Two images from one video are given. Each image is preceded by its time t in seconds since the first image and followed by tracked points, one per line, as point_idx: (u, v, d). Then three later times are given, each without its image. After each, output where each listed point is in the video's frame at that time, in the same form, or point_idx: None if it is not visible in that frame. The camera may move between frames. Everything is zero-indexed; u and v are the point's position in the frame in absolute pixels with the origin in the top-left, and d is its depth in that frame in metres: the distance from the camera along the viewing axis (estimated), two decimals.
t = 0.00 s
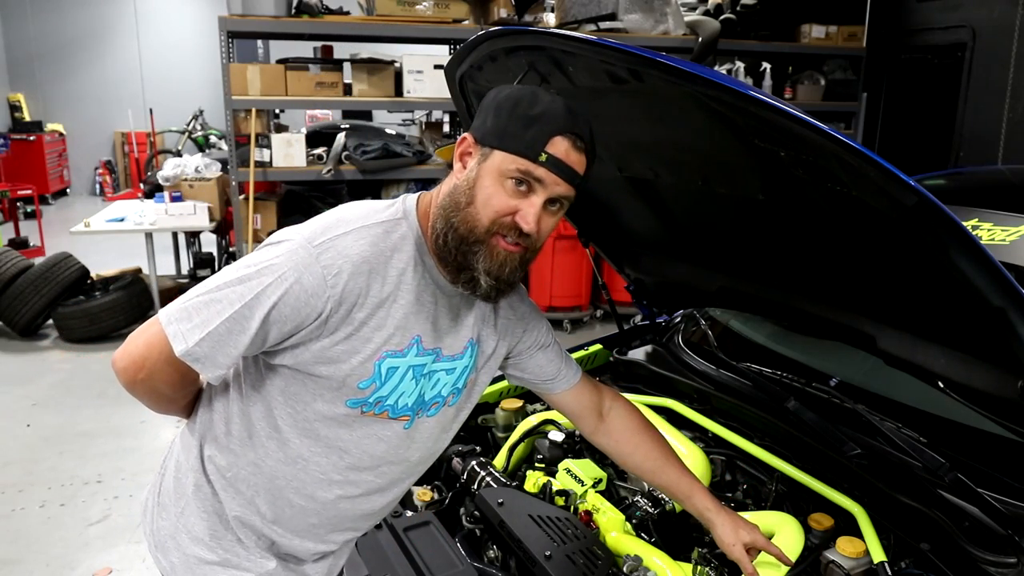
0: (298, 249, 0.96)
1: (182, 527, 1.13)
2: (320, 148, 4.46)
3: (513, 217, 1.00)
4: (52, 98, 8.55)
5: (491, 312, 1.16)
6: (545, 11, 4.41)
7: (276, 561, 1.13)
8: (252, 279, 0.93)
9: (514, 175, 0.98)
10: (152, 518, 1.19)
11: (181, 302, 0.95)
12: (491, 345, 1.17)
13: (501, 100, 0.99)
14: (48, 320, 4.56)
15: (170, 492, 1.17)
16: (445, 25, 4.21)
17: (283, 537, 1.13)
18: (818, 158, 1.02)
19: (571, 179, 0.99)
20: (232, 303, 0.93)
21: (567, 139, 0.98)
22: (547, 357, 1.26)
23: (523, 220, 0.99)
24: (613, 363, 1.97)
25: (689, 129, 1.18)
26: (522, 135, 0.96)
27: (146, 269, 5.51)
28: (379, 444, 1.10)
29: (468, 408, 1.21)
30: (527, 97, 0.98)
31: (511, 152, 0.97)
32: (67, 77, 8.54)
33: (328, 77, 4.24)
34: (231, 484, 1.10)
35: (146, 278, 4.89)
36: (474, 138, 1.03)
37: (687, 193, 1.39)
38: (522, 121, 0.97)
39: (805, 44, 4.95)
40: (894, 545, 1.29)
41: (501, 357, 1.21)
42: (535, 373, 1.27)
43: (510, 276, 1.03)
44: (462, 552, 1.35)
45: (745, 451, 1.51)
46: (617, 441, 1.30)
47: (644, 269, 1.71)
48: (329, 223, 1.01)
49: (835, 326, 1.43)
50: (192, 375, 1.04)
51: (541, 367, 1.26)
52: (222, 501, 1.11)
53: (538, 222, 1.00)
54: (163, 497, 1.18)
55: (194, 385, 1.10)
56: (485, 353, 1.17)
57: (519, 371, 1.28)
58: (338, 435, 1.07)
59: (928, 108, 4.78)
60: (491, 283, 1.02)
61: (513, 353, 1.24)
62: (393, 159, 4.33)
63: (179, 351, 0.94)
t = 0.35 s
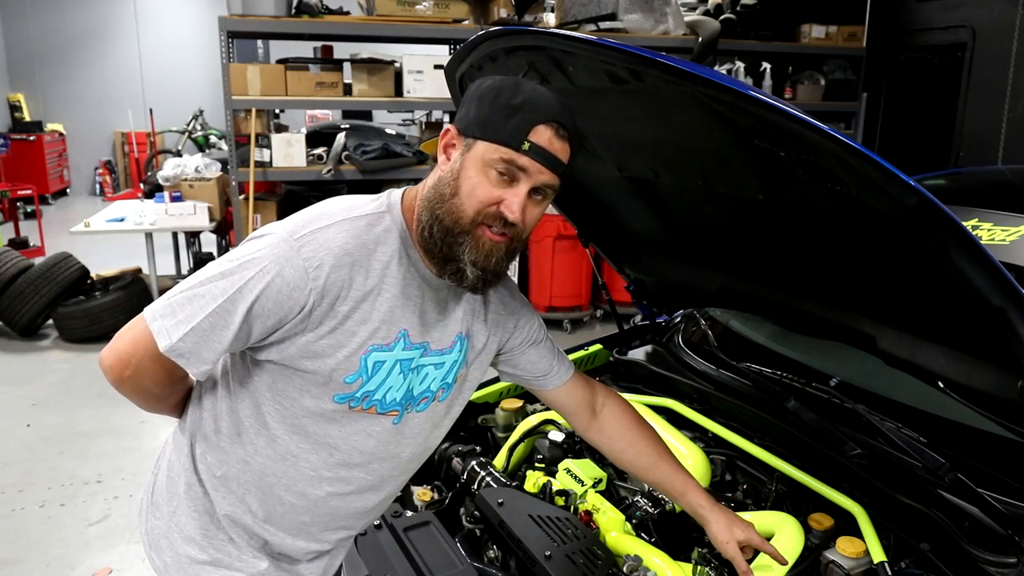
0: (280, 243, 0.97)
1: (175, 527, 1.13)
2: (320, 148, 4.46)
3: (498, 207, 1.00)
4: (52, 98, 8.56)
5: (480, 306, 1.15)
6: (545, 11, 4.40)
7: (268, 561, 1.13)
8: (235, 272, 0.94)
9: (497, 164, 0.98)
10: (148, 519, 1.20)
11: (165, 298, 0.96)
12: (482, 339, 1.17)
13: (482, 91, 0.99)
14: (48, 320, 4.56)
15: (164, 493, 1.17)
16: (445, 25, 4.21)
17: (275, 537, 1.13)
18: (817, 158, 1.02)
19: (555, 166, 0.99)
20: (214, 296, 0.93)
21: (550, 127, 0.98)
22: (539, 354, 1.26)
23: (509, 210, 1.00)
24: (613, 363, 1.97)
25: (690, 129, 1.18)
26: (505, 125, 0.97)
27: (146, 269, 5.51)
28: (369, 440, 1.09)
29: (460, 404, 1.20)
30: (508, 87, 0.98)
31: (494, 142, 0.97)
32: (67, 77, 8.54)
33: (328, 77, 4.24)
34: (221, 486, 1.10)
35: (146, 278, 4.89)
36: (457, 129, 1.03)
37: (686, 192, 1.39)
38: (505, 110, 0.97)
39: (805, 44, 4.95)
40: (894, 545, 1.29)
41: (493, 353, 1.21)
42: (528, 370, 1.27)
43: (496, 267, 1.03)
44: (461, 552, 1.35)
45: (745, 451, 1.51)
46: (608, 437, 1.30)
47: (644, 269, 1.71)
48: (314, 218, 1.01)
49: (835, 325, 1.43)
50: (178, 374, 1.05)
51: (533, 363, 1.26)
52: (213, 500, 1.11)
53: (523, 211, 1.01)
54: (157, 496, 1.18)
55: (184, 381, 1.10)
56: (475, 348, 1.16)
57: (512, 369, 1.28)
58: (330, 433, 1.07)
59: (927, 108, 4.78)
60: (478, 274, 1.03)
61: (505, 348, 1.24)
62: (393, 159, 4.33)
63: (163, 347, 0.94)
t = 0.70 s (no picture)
0: (271, 240, 0.97)
1: (172, 526, 1.14)
2: (320, 148, 4.46)
3: (491, 202, 1.00)
4: (52, 98, 8.55)
5: (476, 304, 1.15)
6: (545, 11, 4.40)
7: (265, 561, 1.13)
8: (225, 270, 0.94)
9: (489, 159, 0.98)
10: (146, 518, 1.20)
11: (157, 297, 0.96)
12: (479, 336, 1.17)
13: (473, 86, 0.99)
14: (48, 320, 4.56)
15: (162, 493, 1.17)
16: (444, 25, 4.21)
17: (272, 535, 1.13)
18: (818, 158, 1.02)
19: (547, 159, 0.99)
20: (205, 294, 0.93)
21: (541, 122, 0.98)
22: (535, 351, 1.26)
23: (501, 205, 1.00)
24: (613, 363, 1.97)
25: (689, 129, 1.18)
26: (495, 119, 0.97)
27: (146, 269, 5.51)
28: (365, 439, 1.09)
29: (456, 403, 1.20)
30: (499, 82, 0.98)
31: (486, 137, 0.97)
32: (67, 77, 8.53)
33: (328, 77, 4.24)
34: (218, 485, 1.10)
35: (146, 278, 4.89)
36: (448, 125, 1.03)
37: (685, 191, 1.38)
38: (496, 105, 0.97)
39: (805, 44, 4.95)
40: (894, 545, 1.29)
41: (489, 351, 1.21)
42: (524, 368, 1.27)
43: (489, 264, 1.03)
44: (460, 552, 1.35)
45: (745, 451, 1.51)
46: (604, 433, 1.30)
47: (644, 269, 1.71)
48: (304, 215, 1.01)
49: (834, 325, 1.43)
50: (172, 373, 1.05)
51: (529, 361, 1.26)
52: (209, 499, 1.11)
53: (515, 205, 1.01)
54: (155, 495, 1.19)
55: (178, 380, 1.11)
56: (472, 345, 1.16)
57: (508, 367, 1.28)
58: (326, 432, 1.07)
59: (928, 108, 4.78)
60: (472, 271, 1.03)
61: (501, 346, 1.24)
62: (393, 159, 4.33)
63: (155, 345, 0.94)
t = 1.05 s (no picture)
0: (265, 238, 0.97)
1: (172, 525, 1.14)
2: (320, 148, 4.46)
3: (485, 199, 1.00)
4: (52, 98, 8.55)
5: (473, 300, 1.16)
6: (545, 11, 4.40)
7: (265, 559, 1.13)
8: (219, 268, 0.94)
9: (483, 156, 0.98)
10: (145, 517, 1.20)
11: (153, 296, 0.96)
12: (476, 332, 1.17)
13: (468, 83, 0.99)
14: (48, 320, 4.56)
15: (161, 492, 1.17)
16: (444, 25, 4.21)
17: (271, 533, 1.13)
18: (818, 158, 1.02)
19: (542, 156, 0.99)
20: (199, 292, 0.94)
21: (536, 119, 0.98)
22: (532, 347, 1.26)
23: (495, 202, 1.00)
24: (613, 363, 1.97)
25: (690, 129, 1.18)
26: (489, 116, 0.96)
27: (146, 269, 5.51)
28: (364, 437, 1.09)
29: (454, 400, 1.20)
30: (494, 78, 0.98)
31: (480, 134, 0.97)
32: (67, 77, 8.54)
33: (328, 77, 4.24)
34: (217, 483, 1.10)
35: (146, 278, 4.90)
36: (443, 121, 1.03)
37: (685, 191, 1.38)
38: (490, 103, 0.97)
39: (805, 44, 4.95)
40: (894, 545, 1.29)
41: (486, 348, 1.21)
42: (521, 365, 1.27)
43: (483, 261, 1.03)
44: (461, 551, 1.34)
45: (745, 451, 1.51)
46: (590, 427, 1.30)
47: (644, 269, 1.71)
48: (298, 213, 1.01)
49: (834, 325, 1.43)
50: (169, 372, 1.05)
51: (526, 357, 1.26)
52: (209, 497, 1.11)
53: (509, 203, 1.01)
54: (155, 494, 1.19)
55: (175, 380, 1.11)
56: (469, 342, 1.16)
57: (505, 365, 1.28)
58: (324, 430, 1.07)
59: (928, 108, 4.78)
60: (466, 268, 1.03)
61: (498, 343, 1.24)
62: (393, 159, 4.33)
63: (151, 344, 0.95)
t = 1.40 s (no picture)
0: (250, 233, 0.97)
1: (166, 524, 1.14)
2: (320, 148, 4.46)
3: (473, 196, 1.01)
4: (53, 98, 8.55)
5: (463, 296, 1.16)
6: (545, 11, 4.41)
7: (260, 558, 1.13)
8: (204, 263, 0.94)
9: (470, 152, 0.98)
10: (141, 517, 1.20)
11: (141, 293, 0.97)
12: (467, 328, 1.17)
13: (451, 78, 0.99)
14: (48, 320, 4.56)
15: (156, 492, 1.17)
16: (445, 25, 4.21)
17: (266, 531, 1.13)
18: (817, 158, 1.02)
19: (527, 151, 1.00)
20: (184, 287, 0.94)
21: (520, 114, 0.98)
22: (524, 341, 1.26)
23: (482, 198, 1.00)
24: (612, 363, 1.97)
25: (689, 129, 1.18)
26: (474, 113, 0.96)
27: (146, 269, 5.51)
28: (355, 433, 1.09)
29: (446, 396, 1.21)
30: (477, 73, 0.98)
31: (466, 130, 0.97)
32: (67, 77, 8.53)
33: (328, 77, 4.24)
34: (210, 480, 1.10)
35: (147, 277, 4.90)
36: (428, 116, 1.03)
37: (685, 191, 1.39)
38: (475, 98, 0.97)
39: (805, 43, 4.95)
40: (893, 544, 1.29)
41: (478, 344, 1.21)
42: (513, 360, 1.27)
43: (472, 256, 1.04)
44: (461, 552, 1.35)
45: (745, 451, 1.51)
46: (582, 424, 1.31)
47: (644, 269, 1.71)
48: (283, 209, 1.02)
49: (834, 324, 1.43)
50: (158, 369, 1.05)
51: (517, 352, 1.26)
52: (202, 495, 1.11)
53: (497, 199, 1.01)
54: (149, 494, 1.19)
55: (165, 376, 1.11)
56: (460, 338, 1.17)
57: (498, 359, 1.28)
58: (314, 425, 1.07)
59: (928, 108, 4.78)
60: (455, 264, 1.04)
61: (490, 338, 1.25)
62: (393, 159, 4.33)
63: (138, 340, 0.95)
